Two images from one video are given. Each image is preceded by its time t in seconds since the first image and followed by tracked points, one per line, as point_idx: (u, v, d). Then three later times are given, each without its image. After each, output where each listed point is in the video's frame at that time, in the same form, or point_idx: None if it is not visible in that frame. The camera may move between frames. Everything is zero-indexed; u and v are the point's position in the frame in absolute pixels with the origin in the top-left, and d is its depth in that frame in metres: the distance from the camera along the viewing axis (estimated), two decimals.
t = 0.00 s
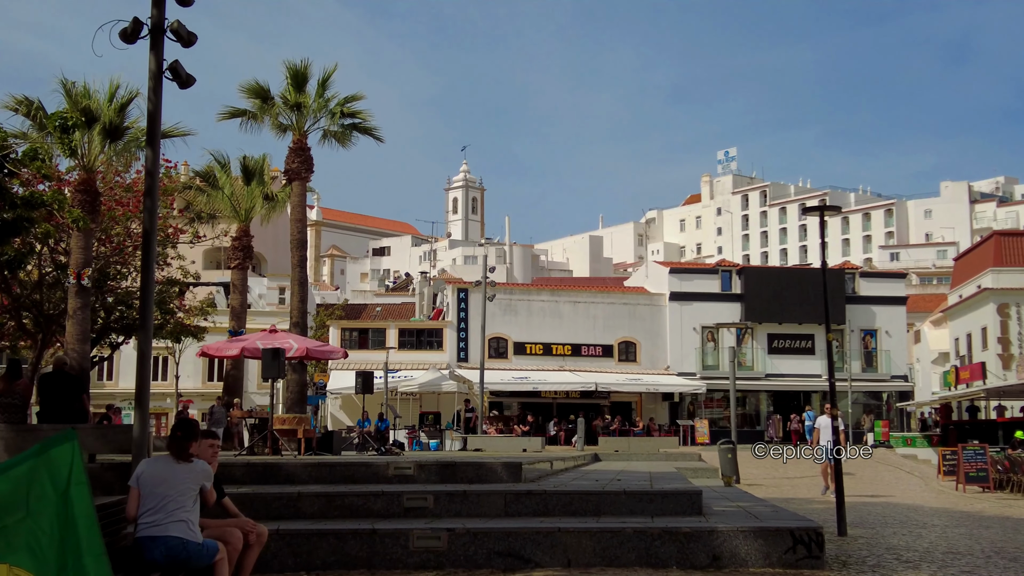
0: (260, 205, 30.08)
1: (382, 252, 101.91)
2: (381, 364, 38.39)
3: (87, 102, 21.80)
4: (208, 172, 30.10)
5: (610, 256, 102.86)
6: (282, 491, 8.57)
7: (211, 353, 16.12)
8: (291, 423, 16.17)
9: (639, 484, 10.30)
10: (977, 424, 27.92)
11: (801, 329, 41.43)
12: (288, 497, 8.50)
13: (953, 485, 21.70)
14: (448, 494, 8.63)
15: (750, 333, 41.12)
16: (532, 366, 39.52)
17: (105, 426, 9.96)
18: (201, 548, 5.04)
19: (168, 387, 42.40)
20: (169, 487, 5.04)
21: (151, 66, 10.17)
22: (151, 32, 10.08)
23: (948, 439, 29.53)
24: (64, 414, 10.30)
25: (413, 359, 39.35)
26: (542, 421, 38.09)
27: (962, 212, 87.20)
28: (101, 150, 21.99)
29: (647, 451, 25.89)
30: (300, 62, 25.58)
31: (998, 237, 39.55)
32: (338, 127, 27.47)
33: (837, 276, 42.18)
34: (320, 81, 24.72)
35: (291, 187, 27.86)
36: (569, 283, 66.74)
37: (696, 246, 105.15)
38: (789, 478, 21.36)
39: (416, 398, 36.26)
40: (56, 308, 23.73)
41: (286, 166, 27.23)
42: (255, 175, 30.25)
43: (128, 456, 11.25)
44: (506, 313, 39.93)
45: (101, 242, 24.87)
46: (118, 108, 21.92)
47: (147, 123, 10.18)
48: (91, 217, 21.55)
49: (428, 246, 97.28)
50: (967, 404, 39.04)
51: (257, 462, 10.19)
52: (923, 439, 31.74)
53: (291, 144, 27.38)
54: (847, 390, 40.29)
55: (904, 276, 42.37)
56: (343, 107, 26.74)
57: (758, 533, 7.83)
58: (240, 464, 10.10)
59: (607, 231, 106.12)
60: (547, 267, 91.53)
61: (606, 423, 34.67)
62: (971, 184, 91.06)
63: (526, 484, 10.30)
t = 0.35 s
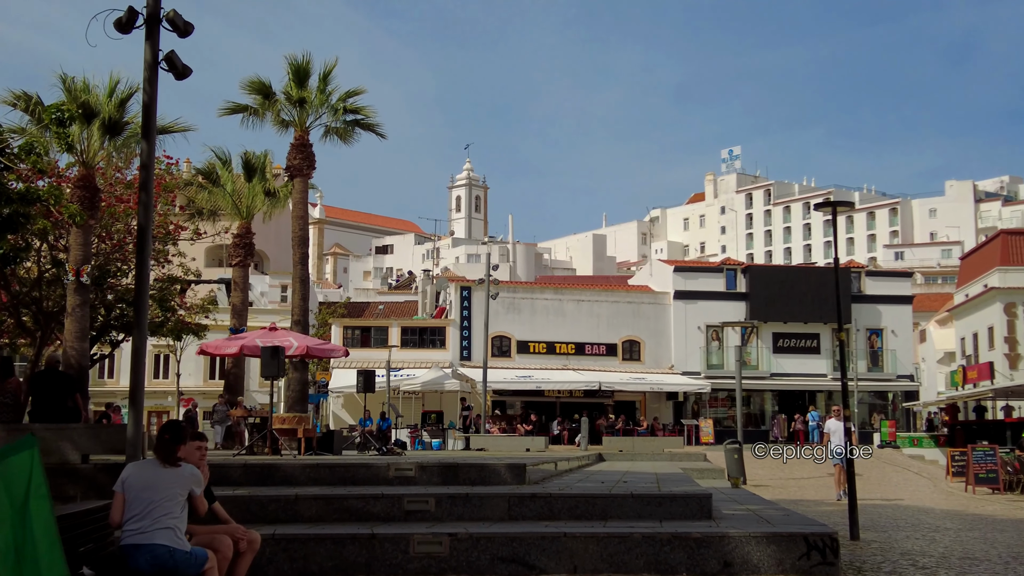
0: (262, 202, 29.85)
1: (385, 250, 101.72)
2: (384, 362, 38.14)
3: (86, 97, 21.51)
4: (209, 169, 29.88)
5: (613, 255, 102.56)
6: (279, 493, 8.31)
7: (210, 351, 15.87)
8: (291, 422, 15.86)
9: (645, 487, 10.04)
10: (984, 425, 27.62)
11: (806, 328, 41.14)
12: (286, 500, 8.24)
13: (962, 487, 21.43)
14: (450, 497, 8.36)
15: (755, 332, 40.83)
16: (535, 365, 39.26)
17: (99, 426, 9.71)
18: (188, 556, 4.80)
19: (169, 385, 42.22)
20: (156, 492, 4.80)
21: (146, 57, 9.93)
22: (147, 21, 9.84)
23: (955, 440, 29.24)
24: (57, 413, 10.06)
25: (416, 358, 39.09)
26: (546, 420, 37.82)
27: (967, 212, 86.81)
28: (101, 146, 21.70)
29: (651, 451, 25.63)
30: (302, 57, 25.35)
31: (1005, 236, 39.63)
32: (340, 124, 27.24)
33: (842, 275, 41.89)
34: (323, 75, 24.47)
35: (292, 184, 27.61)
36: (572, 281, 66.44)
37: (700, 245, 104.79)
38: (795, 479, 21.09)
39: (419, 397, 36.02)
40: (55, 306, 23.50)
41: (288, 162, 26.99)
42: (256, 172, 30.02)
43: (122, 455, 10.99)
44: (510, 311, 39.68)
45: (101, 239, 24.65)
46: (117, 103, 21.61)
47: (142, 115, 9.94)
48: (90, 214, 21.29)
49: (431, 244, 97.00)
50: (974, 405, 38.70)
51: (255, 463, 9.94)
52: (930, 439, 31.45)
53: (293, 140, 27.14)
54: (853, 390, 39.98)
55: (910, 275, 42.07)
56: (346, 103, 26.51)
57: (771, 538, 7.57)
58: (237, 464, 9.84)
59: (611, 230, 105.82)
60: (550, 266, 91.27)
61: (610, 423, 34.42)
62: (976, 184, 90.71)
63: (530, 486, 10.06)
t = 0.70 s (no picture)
0: (262, 200, 29.63)
1: (387, 250, 101.59)
2: (385, 362, 37.92)
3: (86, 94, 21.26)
4: (210, 167, 29.65)
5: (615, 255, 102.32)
6: (276, 493, 8.06)
7: (208, 349, 15.63)
8: (290, 421, 15.54)
9: (651, 486, 9.79)
10: (990, 425, 27.32)
11: (810, 328, 40.87)
12: (282, 500, 7.99)
13: (971, 487, 21.13)
14: (451, 497, 8.12)
15: (759, 332, 40.54)
16: (538, 364, 39.03)
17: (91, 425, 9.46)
18: (173, 559, 4.59)
19: (170, 385, 42.06)
20: (138, 492, 4.59)
21: (139, 46, 9.69)
22: (141, 8, 9.60)
23: (961, 440, 28.93)
24: (48, 411, 9.83)
25: (417, 358, 38.85)
26: (548, 420, 37.56)
27: (971, 211, 86.51)
28: (100, 143, 21.50)
29: (655, 451, 25.39)
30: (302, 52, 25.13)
31: (1010, 235, 39.32)
32: (341, 121, 27.00)
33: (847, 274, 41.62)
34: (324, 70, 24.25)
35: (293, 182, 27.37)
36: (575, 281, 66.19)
37: (702, 245, 104.47)
38: (801, 480, 20.82)
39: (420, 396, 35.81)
40: (54, 304, 23.27)
41: (288, 159, 26.76)
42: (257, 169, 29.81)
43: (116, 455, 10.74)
44: (512, 310, 39.43)
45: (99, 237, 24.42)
46: (116, 99, 21.37)
47: (135, 106, 9.72)
48: (88, 211, 21.09)
49: (432, 244, 96.76)
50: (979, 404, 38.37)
51: (252, 463, 9.69)
52: (936, 439, 31.15)
53: (293, 137, 26.89)
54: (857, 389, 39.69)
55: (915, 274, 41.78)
56: (347, 100, 26.29)
57: (783, 540, 7.32)
58: (233, 464, 9.59)
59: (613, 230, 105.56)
60: (552, 265, 91.01)
61: (612, 423, 34.18)
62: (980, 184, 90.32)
63: (533, 486, 9.82)
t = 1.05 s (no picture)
0: (263, 201, 29.44)
1: (389, 251, 101.39)
2: (387, 364, 37.68)
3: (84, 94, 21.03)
4: (210, 167, 29.48)
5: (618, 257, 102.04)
6: (271, 498, 7.82)
7: (206, 351, 15.39)
8: (290, 424, 15.30)
9: (658, 491, 9.55)
10: (998, 428, 27.02)
11: (815, 329, 40.57)
12: (278, 506, 7.74)
13: (979, 491, 20.84)
14: (452, 503, 7.87)
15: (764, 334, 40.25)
16: (541, 366, 38.77)
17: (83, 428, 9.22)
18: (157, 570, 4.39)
19: (170, 387, 41.86)
20: (121, 500, 4.40)
21: (134, 40, 9.48)
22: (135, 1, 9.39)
23: (969, 443, 28.61)
24: (37, 414, 9.59)
25: (419, 360, 38.61)
26: (551, 422, 37.30)
27: (974, 213, 86.17)
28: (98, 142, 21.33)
29: (660, 454, 25.12)
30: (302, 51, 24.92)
31: (1017, 236, 39.01)
32: (342, 121, 26.79)
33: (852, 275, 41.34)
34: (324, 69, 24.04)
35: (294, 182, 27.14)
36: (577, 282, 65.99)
37: (705, 247, 104.14)
38: (808, 483, 20.57)
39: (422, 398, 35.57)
40: (51, 305, 23.09)
41: (289, 160, 26.55)
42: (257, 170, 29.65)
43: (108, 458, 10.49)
44: (515, 312, 39.18)
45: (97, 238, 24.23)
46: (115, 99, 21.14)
47: (128, 101, 9.55)
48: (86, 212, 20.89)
49: (435, 246, 96.52)
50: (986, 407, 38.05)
51: (248, 467, 9.44)
52: (943, 442, 30.84)
53: (294, 137, 26.66)
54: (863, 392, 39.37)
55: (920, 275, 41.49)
56: (348, 100, 26.08)
57: (795, 547, 7.07)
58: (228, 468, 9.34)
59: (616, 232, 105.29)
60: (555, 267, 90.74)
61: (616, 426, 33.91)
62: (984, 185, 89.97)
63: (536, 491, 9.57)
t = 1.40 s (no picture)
0: (264, 199, 29.29)
1: (392, 252, 101.21)
2: (390, 364, 37.44)
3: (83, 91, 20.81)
4: (211, 165, 29.31)
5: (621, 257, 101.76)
6: (266, 499, 7.57)
7: (205, 349, 15.14)
8: (289, 424, 15.05)
9: (665, 490, 9.29)
10: (1006, 428, 26.72)
11: (820, 329, 40.29)
12: (274, 505, 7.50)
13: (988, 491, 20.56)
14: (453, 502, 7.62)
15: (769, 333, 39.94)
16: (544, 366, 38.52)
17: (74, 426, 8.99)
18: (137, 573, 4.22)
19: (172, 388, 41.68)
20: (100, 498, 4.23)
21: (127, 27, 9.29)
22: None
23: (976, 443, 28.31)
24: (28, 411, 9.36)
25: (422, 359, 38.38)
26: (555, 423, 37.04)
27: (979, 212, 85.77)
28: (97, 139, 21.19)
29: (665, 454, 24.86)
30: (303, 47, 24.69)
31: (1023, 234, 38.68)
32: (343, 118, 26.58)
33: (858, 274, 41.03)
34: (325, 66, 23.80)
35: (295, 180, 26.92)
36: (581, 282, 65.74)
37: (709, 247, 103.81)
38: (815, 483, 20.32)
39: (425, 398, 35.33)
40: (50, 304, 22.92)
41: (290, 157, 26.32)
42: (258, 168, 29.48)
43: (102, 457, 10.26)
44: (518, 311, 38.93)
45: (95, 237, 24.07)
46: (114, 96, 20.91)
47: (122, 90, 9.42)
48: (84, 209, 20.71)
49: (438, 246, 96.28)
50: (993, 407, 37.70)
51: (244, 466, 9.20)
52: (950, 442, 30.54)
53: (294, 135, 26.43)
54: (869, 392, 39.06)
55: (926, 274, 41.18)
56: (349, 97, 25.85)
57: (810, 548, 6.81)
58: (225, 467, 9.10)
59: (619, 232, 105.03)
60: (558, 268, 90.47)
61: (620, 426, 33.65)
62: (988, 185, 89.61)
63: (541, 490, 9.31)
